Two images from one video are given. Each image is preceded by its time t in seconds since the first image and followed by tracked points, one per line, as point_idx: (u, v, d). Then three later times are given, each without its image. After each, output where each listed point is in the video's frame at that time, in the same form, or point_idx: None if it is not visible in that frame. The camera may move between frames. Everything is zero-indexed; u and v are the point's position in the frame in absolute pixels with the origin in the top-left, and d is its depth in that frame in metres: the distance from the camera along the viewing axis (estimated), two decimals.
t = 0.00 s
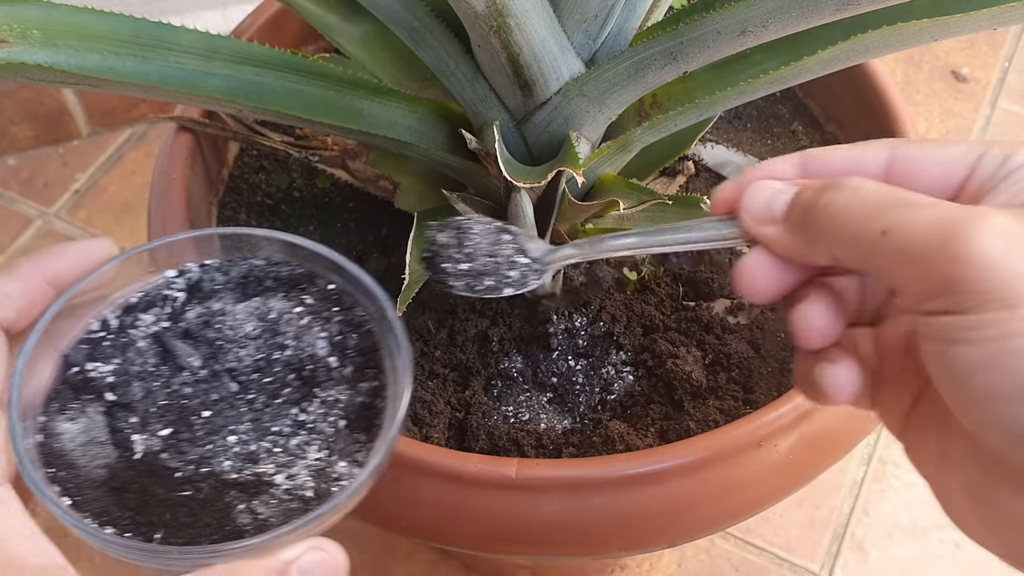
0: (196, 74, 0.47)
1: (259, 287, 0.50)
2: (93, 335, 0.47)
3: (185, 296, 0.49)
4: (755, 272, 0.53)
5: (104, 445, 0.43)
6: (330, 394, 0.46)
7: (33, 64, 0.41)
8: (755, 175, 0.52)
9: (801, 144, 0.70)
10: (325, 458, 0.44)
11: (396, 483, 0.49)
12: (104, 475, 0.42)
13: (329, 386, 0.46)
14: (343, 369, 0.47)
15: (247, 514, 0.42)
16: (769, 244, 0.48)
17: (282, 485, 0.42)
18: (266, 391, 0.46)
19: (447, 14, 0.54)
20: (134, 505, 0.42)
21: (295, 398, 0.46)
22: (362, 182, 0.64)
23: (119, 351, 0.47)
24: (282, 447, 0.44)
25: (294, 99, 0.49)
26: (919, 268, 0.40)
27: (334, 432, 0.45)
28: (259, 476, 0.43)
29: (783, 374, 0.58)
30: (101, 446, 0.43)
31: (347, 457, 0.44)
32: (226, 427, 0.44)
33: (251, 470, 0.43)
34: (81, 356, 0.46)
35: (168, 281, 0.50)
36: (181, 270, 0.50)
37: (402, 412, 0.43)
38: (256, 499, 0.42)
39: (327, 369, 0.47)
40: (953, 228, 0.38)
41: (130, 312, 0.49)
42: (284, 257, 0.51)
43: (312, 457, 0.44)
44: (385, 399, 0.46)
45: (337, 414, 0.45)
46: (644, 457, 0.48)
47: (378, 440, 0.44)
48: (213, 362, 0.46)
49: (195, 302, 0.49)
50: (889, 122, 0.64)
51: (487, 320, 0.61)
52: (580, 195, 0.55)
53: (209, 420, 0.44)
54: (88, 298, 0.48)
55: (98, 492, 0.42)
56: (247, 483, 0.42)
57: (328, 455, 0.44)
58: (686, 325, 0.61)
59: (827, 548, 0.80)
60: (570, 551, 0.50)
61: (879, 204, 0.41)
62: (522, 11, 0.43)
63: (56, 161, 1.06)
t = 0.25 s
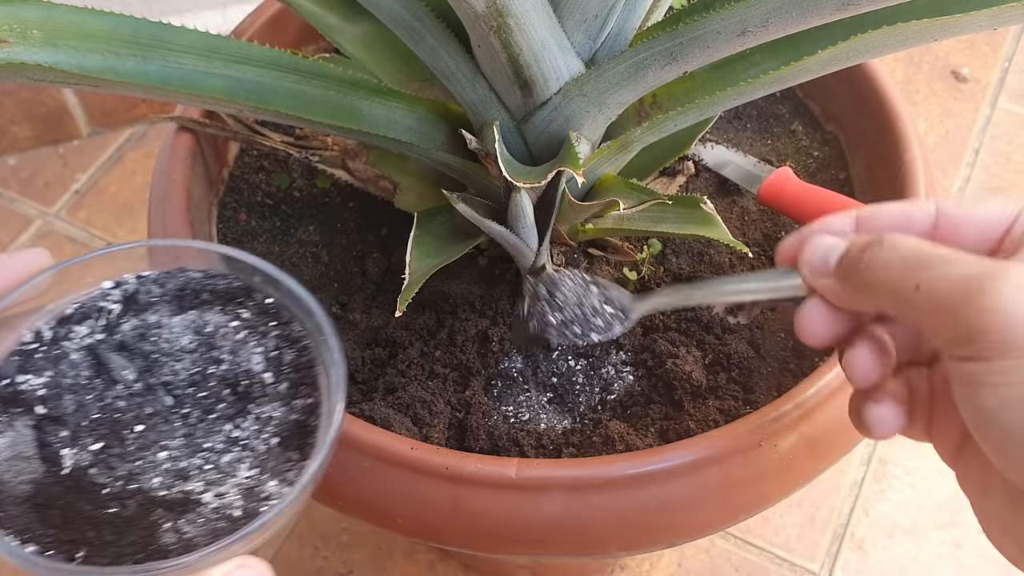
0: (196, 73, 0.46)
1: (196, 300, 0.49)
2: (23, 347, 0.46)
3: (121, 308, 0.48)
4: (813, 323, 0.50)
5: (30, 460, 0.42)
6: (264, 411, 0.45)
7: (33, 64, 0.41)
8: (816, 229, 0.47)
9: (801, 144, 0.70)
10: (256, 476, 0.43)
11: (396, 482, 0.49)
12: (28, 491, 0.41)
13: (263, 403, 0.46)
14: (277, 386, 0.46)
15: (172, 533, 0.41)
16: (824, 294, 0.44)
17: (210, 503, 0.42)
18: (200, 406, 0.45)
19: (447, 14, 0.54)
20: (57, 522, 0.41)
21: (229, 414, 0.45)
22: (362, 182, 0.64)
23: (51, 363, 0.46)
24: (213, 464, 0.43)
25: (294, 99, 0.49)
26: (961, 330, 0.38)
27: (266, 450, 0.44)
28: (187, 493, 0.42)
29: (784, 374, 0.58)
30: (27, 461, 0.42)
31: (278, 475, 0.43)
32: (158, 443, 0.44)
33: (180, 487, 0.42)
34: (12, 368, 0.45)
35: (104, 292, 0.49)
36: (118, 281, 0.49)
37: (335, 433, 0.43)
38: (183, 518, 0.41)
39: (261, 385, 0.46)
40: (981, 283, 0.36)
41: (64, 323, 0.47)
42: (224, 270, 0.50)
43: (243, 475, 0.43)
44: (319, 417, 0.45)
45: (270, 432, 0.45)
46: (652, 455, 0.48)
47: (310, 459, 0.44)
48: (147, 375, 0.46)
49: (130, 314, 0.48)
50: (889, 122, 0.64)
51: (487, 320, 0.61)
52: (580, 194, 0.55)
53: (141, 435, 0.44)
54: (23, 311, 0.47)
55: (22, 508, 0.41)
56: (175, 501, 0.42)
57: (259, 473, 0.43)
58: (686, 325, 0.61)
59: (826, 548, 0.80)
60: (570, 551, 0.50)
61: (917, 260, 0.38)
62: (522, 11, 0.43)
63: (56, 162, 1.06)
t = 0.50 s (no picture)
0: (196, 73, 0.46)
1: (167, 315, 0.50)
2: None
3: (91, 324, 0.49)
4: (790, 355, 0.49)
5: None
6: (233, 427, 0.46)
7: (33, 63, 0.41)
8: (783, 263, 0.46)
9: (801, 144, 0.70)
10: (225, 493, 0.44)
11: (397, 483, 0.49)
12: None
13: (232, 418, 0.47)
14: (247, 402, 0.47)
15: (141, 549, 0.42)
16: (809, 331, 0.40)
17: (179, 520, 0.43)
18: (171, 421, 0.46)
19: (447, 14, 0.54)
20: (27, 538, 0.42)
21: (199, 429, 0.46)
22: (362, 182, 0.64)
23: (21, 380, 0.46)
24: (182, 479, 0.44)
25: (294, 99, 0.49)
26: (949, 392, 0.32)
27: (235, 466, 0.45)
28: (155, 510, 0.43)
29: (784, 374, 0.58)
30: None
31: (246, 491, 0.44)
32: (127, 458, 0.44)
33: (148, 504, 0.43)
34: None
35: (76, 308, 0.50)
36: (89, 297, 0.51)
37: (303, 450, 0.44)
38: (151, 534, 0.42)
39: (230, 401, 0.47)
40: (981, 311, 0.31)
41: (35, 338, 0.48)
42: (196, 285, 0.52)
43: (212, 491, 0.44)
44: (289, 432, 0.47)
45: (239, 447, 0.45)
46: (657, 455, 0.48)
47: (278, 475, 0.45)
48: (117, 390, 0.46)
49: (99, 330, 0.49)
50: (889, 122, 0.64)
51: (487, 320, 0.61)
52: (580, 194, 0.55)
53: (110, 451, 0.44)
54: None
55: None
56: (143, 518, 0.42)
57: (228, 489, 0.44)
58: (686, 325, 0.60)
59: (826, 548, 0.80)
60: (570, 551, 0.50)
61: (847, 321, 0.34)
62: (523, 11, 0.43)
63: (56, 162, 1.06)
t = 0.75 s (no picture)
0: (196, 73, 0.46)
1: (202, 338, 0.50)
2: (28, 379, 0.48)
3: (124, 344, 0.49)
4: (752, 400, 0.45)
5: (28, 496, 0.44)
6: (262, 455, 0.46)
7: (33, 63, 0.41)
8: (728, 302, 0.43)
9: (801, 144, 0.70)
10: (251, 524, 0.44)
11: (397, 482, 0.49)
12: (24, 529, 0.43)
13: (261, 446, 0.47)
14: (278, 431, 0.47)
15: None
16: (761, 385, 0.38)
17: (204, 550, 0.43)
18: (199, 445, 0.46)
19: (447, 14, 0.54)
20: (53, 562, 0.43)
21: (227, 456, 0.46)
22: (362, 182, 0.64)
23: (52, 398, 0.47)
24: (208, 507, 0.44)
25: (294, 99, 0.49)
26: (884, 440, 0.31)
27: (262, 497, 0.45)
28: (181, 539, 0.43)
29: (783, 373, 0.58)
30: (25, 497, 0.44)
31: (272, 524, 0.44)
32: (154, 482, 0.45)
33: (174, 533, 0.43)
34: (12, 402, 0.47)
35: (109, 325, 0.50)
36: (124, 315, 0.51)
37: (332, 488, 0.44)
38: (177, 564, 0.43)
39: (260, 429, 0.47)
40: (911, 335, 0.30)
41: (67, 355, 0.49)
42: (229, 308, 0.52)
43: (238, 522, 0.44)
44: (317, 466, 0.46)
45: (267, 478, 0.46)
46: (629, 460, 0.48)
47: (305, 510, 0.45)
48: (148, 412, 0.47)
49: (133, 349, 0.49)
50: (889, 123, 0.64)
51: (487, 320, 0.61)
52: (581, 194, 0.55)
53: (139, 473, 0.45)
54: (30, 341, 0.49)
55: (16, 547, 0.43)
56: (169, 547, 0.43)
57: (254, 521, 0.44)
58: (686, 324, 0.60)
59: (826, 548, 0.80)
60: (569, 551, 0.50)
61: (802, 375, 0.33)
62: (522, 11, 0.43)
63: (56, 162, 1.06)
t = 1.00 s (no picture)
0: (196, 73, 0.46)
1: (280, 345, 0.49)
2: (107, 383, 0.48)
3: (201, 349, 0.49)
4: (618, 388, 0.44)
5: (106, 509, 0.45)
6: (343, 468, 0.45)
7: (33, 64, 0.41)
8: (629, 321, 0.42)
9: (801, 144, 0.70)
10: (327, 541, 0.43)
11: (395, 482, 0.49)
12: (101, 543, 0.44)
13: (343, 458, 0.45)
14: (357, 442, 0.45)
15: None
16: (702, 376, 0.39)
17: (281, 567, 0.43)
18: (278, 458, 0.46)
19: (447, 14, 0.54)
20: None
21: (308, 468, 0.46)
22: (362, 182, 0.64)
23: (128, 404, 0.48)
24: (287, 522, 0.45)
25: (294, 99, 0.49)
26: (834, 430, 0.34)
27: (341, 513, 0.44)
28: (259, 555, 0.44)
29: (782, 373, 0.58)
30: (103, 510, 0.45)
31: (350, 541, 0.43)
32: (231, 494, 0.46)
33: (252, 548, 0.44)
34: (87, 407, 0.47)
35: (183, 328, 0.49)
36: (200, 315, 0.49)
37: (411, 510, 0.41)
38: None
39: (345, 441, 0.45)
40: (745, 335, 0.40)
41: (146, 360, 0.49)
42: (308, 312, 0.48)
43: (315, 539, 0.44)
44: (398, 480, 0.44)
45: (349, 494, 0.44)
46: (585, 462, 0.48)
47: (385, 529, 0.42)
48: (228, 420, 0.47)
49: (212, 354, 0.49)
50: (889, 123, 0.64)
51: (487, 320, 0.61)
52: (581, 194, 0.55)
53: (216, 485, 0.46)
54: (102, 341, 0.47)
55: (95, 561, 0.44)
56: (247, 563, 0.44)
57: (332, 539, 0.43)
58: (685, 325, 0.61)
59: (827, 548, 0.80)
60: (568, 550, 0.50)
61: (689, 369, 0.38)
62: (522, 11, 0.43)
63: (56, 162, 1.06)
